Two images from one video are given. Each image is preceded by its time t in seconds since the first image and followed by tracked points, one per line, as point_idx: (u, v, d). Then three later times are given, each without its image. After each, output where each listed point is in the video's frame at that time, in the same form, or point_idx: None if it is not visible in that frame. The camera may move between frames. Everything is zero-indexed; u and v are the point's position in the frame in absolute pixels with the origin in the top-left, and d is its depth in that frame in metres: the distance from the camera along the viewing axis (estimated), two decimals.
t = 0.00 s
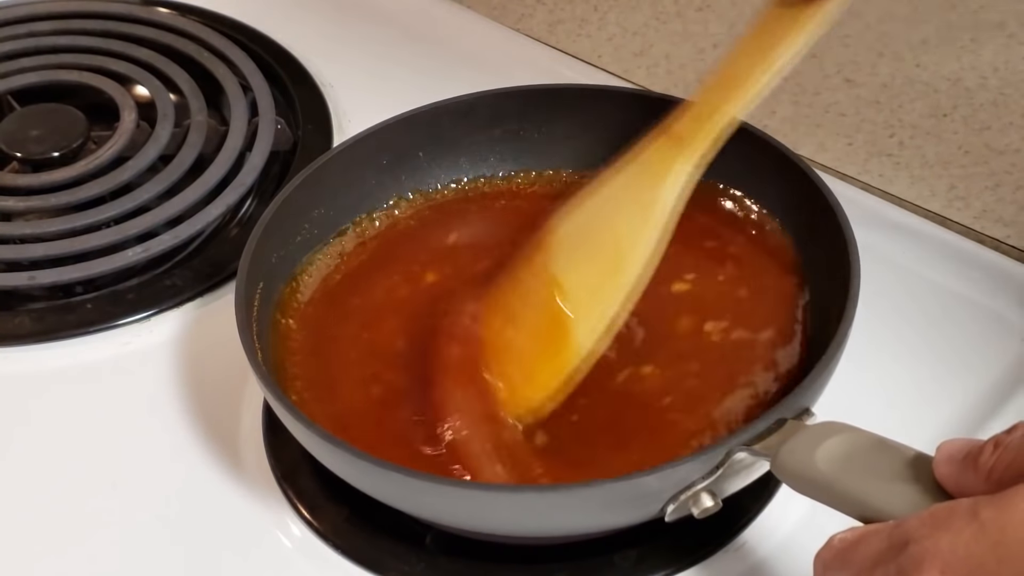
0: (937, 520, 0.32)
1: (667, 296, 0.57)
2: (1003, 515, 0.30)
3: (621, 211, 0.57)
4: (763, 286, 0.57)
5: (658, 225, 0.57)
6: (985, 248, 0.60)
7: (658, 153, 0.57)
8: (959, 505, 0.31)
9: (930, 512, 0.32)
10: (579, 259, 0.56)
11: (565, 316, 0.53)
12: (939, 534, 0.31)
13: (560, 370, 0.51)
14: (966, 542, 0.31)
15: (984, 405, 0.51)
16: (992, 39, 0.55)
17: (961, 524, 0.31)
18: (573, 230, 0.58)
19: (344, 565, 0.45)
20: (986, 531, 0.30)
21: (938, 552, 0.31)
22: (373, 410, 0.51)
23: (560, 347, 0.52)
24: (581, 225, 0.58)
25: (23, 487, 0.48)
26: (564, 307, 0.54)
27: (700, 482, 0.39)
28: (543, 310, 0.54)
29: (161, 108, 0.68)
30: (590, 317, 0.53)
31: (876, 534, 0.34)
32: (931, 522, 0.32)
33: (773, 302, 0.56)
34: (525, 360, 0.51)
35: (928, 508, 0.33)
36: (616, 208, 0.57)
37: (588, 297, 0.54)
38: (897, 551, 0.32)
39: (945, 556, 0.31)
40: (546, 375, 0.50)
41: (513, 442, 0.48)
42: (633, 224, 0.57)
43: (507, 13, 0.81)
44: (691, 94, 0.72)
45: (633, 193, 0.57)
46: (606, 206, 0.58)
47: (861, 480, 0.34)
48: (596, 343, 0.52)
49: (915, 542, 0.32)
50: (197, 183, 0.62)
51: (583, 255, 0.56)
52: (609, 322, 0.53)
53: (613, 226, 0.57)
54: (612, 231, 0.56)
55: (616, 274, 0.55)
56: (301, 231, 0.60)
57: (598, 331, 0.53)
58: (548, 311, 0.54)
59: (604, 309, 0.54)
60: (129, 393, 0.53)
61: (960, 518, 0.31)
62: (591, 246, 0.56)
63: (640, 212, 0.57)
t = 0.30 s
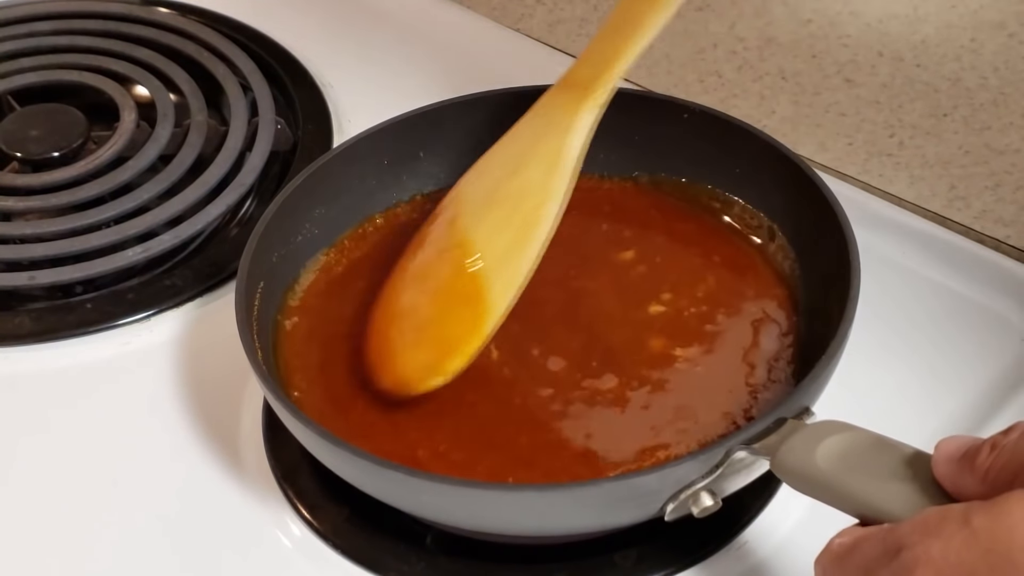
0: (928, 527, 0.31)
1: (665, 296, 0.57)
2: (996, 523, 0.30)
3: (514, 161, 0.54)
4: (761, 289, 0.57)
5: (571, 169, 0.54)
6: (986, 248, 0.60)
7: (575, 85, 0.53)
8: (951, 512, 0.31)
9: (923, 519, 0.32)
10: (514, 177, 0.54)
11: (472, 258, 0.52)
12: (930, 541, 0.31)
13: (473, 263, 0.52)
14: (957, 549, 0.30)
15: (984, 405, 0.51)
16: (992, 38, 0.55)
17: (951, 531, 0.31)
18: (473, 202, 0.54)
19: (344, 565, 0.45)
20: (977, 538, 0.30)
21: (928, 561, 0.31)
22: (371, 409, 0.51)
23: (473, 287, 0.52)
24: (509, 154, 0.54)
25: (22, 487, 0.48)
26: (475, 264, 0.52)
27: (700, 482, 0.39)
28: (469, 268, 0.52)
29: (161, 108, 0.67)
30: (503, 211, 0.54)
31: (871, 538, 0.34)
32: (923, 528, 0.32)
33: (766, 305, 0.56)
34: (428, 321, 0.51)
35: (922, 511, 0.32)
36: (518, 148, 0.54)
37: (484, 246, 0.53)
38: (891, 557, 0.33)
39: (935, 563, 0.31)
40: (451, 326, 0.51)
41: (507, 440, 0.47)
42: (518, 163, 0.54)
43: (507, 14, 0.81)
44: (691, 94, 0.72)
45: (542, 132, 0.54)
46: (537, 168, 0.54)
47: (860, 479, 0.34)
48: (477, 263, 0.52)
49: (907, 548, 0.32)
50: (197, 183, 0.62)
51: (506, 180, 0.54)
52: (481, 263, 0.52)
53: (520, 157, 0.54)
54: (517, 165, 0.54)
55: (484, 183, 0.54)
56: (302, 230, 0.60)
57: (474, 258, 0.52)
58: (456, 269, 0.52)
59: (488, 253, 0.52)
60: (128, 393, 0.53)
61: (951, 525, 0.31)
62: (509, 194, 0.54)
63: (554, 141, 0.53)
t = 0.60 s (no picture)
0: (930, 521, 0.31)
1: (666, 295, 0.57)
2: (997, 517, 0.29)
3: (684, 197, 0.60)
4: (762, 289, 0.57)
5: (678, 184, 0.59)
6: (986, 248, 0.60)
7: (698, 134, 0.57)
8: (953, 507, 0.31)
9: (924, 513, 0.32)
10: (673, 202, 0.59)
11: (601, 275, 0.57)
12: (930, 535, 0.31)
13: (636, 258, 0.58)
14: (957, 544, 0.30)
15: (984, 405, 0.51)
16: (992, 38, 0.55)
17: (953, 526, 0.30)
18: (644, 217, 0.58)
19: (344, 565, 0.45)
20: (977, 534, 0.30)
21: (928, 554, 0.31)
22: (373, 407, 0.50)
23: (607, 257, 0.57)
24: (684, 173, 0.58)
25: (23, 487, 0.48)
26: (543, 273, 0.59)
27: (700, 481, 0.39)
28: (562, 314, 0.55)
29: (161, 108, 0.67)
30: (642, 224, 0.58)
31: (869, 532, 0.34)
32: (924, 523, 0.31)
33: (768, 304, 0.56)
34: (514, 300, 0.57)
35: (923, 508, 0.32)
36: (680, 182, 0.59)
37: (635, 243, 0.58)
38: (890, 551, 0.32)
39: (934, 557, 0.31)
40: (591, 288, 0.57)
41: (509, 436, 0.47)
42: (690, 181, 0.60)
43: (507, 13, 0.81)
44: (691, 94, 0.72)
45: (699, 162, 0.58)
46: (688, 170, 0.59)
47: (859, 478, 0.34)
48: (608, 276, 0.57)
49: (907, 543, 0.32)
50: (197, 183, 0.62)
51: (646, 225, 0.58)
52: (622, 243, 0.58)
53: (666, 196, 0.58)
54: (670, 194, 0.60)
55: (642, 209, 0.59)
56: (301, 231, 0.60)
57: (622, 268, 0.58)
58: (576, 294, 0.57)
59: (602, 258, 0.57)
60: (129, 392, 0.53)
61: (953, 520, 0.31)
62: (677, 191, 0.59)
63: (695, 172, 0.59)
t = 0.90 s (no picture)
0: (930, 516, 0.31)
1: (665, 294, 0.57)
2: (995, 515, 0.29)
3: (667, 107, 0.58)
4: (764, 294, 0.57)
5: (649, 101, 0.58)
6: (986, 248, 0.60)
7: (632, 86, 0.57)
8: (952, 502, 0.31)
9: (925, 508, 0.32)
10: (624, 183, 0.60)
11: (548, 187, 0.61)
12: (930, 530, 0.31)
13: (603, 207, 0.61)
14: (956, 538, 0.30)
15: (984, 405, 0.51)
16: (992, 39, 0.55)
17: (953, 520, 0.30)
18: (603, 108, 0.58)
19: (344, 565, 0.45)
20: (976, 528, 0.30)
21: (929, 549, 0.31)
22: (369, 409, 0.51)
23: (655, 219, 0.60)
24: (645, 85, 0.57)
25: (23, 486, 0.48)
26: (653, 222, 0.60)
27: (700, 481, 0.39)
28: (584, 217, 0.61)
29: (161, 108, 0.68)
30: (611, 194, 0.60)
31: (870, 526, 0.33)
32: (925, 517, 0.31)
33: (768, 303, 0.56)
34: (535, 227, 0.61)
35: (924, 503, 0.32)
36: (649, 120, 0.58)
37: (600, 181, 0.60)
38: (890, 545, 0.32)
39: (934, 552, 0.30)
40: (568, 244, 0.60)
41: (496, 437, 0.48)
42: (694, 113, 0.57)
43: (507, 13, 0.81)
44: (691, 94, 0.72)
45: (704, 59, 0.56)
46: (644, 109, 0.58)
47: (858, 477, 0.34)
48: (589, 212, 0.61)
49: (907, 537, 0.32)
50: (197, 183, 0.62)
51: (609, 122, 0.59)
52: (630, 205, 0.60)
53: (645, 124, 0.58)
54: (687, 111, 0.57)
55: (648, 197, 0.60)
56: (302, 231, 0.60)
57: (598, 215, 0.61)
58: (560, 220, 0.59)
59: (559, 149, 0.59)
60: (129, 393, 0.53)
61: (952, 514, 0.30)
62: (612, 112, 0.58)
63: (717, 107, 0.56)
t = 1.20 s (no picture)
0: (930, 514, 0.31)
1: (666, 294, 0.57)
2: (995, 515, 0.29)
3: (552, 190, 0.56)
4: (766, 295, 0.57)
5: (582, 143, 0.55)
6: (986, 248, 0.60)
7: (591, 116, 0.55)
8: (951, 500, 0.31)
9: (924, 506, 0.31)
10: (498, 248, 0.56)
11: (436, 255, 0.57)
12: (930, 529, 0.31)
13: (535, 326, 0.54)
14: (956, 535, 0.30)
15: (983, 405, 0.51)
16: (992, 38, 0.55)
17: (951, 517, 0.30)
18: (493, 170, 0.56)
19: (343, 565, 0.45)
20: (976, 525, 0.30)
21: (929, 547, 0.30)
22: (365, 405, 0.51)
23: (529, 300, 0.55)
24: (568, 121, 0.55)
25: (22, 487, 0.48)
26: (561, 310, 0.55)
27: (700, 481, 0.39)
28: (421, 271, 0.57)
29: (161, 108, 0.67)
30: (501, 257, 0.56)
31: (870, 524, 0.33)
32: (925, 514, 0.31)
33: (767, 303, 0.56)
34: (418, 309, 0.56)
35: (923, 502, 0.32)
36: (601, 155, 0.55)
37: (488, 237, 0.56)
38: (889, 543, 0.32)
39: (935, 550, 0.30)
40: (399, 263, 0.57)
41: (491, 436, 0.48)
42: (586, 210, 0.55)
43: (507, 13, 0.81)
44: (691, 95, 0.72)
45: (603, 132, 0.55)
46: (585, 143, 0.55)
47: (858, 478, 0.34)
48: (433, 250, 0.57)
49: (906, 535, 0.31)
50: (197, 183, 0.62)
51: (512, 194, 0.56)
52: (485, 263, 0.56)
53: (571, 191, 0.55)
54: (585, 179, 0.55)
55: (521, 263, 0.56)
56: (302, 231, 0.60)
57: (461, 275, 0.56)
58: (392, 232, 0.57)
59: (453, 241, 0.57)
60: (129, 393, 0.53)
61: (950, 511, 0.31)
62: (542, 176, 0.56)
63: (604, 192, 0.55)
